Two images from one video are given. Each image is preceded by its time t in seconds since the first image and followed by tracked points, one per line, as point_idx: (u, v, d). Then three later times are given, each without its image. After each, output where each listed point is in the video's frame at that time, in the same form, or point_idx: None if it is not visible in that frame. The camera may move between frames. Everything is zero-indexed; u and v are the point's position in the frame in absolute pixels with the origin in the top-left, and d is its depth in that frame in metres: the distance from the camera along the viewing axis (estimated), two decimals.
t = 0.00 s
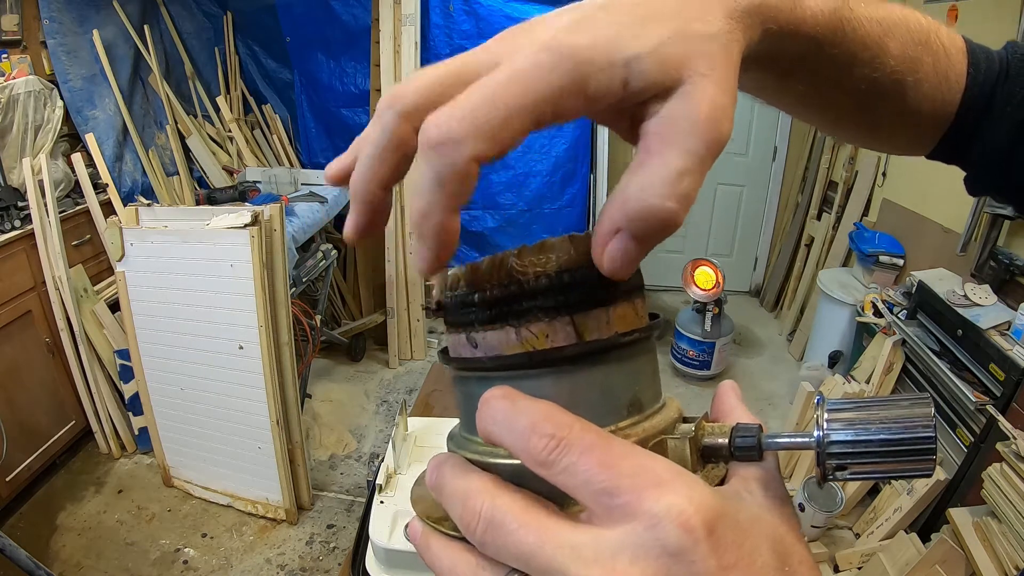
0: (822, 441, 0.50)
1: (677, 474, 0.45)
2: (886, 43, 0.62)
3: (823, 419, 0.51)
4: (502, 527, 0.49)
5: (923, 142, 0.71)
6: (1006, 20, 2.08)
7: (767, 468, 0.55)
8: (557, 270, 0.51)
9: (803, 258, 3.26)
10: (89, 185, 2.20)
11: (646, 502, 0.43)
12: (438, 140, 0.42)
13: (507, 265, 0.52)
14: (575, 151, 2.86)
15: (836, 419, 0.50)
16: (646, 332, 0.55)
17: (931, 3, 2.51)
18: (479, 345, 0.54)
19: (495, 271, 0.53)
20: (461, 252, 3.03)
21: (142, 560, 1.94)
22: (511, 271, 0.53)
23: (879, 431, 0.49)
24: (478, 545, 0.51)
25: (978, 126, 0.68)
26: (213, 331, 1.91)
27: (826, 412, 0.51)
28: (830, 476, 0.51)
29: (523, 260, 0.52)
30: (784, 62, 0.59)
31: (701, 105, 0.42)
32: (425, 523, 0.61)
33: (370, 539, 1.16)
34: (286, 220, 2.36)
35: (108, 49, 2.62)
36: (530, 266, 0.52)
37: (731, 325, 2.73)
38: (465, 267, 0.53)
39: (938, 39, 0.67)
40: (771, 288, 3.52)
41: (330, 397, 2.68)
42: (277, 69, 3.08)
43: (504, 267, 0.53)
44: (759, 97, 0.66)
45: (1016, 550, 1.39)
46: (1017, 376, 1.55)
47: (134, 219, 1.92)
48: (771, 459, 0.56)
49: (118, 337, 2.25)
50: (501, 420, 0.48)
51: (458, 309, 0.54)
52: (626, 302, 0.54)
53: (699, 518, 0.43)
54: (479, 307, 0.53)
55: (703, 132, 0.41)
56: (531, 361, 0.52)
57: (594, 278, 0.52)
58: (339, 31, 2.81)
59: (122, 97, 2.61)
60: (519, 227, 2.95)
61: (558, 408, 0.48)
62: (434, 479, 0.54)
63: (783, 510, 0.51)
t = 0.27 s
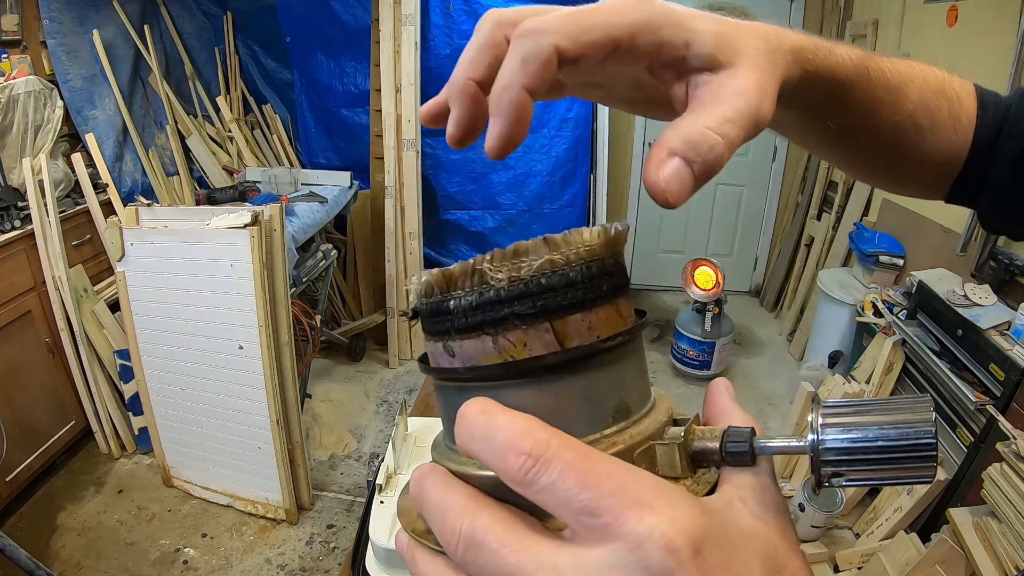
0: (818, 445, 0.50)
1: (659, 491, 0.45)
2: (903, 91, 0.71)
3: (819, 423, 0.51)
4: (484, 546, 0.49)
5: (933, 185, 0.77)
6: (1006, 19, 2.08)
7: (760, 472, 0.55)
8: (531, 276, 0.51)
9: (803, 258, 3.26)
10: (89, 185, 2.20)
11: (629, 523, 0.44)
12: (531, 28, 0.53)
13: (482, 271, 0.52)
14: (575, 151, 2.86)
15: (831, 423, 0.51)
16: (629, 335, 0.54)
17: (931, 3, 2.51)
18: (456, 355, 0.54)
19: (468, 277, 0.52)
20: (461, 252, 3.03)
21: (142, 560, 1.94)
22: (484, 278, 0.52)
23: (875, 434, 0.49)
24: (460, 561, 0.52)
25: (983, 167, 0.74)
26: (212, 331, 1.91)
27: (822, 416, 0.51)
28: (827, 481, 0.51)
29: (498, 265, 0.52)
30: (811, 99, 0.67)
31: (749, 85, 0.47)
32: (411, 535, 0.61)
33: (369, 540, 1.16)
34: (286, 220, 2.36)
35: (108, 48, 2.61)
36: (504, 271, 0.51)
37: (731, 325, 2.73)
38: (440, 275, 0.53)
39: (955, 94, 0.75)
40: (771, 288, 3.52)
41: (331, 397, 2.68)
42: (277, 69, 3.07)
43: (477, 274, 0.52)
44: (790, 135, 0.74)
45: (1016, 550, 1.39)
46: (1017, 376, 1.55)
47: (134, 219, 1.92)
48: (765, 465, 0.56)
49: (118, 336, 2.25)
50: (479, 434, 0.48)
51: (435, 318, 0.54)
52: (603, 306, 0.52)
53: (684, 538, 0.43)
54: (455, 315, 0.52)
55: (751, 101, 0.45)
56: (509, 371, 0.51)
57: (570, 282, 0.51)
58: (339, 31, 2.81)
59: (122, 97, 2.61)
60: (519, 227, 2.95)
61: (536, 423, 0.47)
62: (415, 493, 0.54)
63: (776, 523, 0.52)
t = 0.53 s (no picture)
0: (818, 431, 0.50)
1: (670, 467, 0.45)
2: (914, 127, 0.71)
3: (819, 409, 0.51)
4: (504, 521, 0.49)
5: (939, 210, 0.79)
6: (1005, 19, 2.08)
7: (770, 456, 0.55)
8: (550, 267, 0.51)
9: (803, 258, 3.26)
10: (89, 185, 2.20)
11: (640, 497, 0.44)
12: (544, 114, 0.51)
13: (504, 263, 0.52)
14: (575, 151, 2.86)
15: (832, 408, 0.51)
16: (642, 325, 0.54)
17: (931, 2, 2.51)
18: (478, 342, 0.54)
19: (490, 268, 0.53)
20: (461, 253, 3.04)
21: (142, 560, 1.94)
22: (505, 269, 0.52)
23: (873, 419, 0.49)
24: (480, 538, 0.52)
25: (985, 191, 0.76)
26: (213, 331, 1.91)
27: (822, 402, 0.51)
28: (827, 466, 0.51)
29: (517, 257, 0.52)
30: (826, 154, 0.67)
31: (756, 177, 0.50)
32: (429, 515, 0.61)
33: (370, 539, 1.16)
34: (286, 220, 2.36)
35: (108, 49, 2.61)
36: (524, 263, 0.52)
37: (731, 325, 2.73)
38: (463, 266, 0.53)
39: (962, 119, 0.75)
40: (771, 288, 3.53)
41: (331, 397, 2.68)
42: (277, 69, 3.08)
43: (499, 265, 0.53)
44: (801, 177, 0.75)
45: (1016, 550, 1.39)
46: (1017, 376, 1.55)
47: (134, 219, 1.92)
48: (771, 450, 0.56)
49: (118, 337, 2.25)
50: (497, 415, 0.48)
51: (456, 307, 0.53)
52: (622, 297, 0.52)
53: (693, 511, 0.43)
54: (476, 304, 0.52)
55: (752, 201, 0.49)
56: (528, 357, 0.51)
57: (588, 274, 0.51)
58: (339, 31, 2.81)
59: (122, 97, 2.61)
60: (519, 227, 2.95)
61: (553, 403, 0.48)
62: (433, 474, 0.55)
63: (780, 504, 0.51)
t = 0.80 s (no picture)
0: (793, 430, 0.49)
1: (646, 472, 0.45)
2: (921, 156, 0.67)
3: (793, 408, 0.50)
4: (488, 533, 0.49)
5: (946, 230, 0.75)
6: (1005, 19, 2.08)
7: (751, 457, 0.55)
8: (522, 285, 0.52)
9: (803, 258, 3.26)
10: (89, 185, 2.20)
11: (615, 502, 0.44)
12: (615, 80, 0.42)
13: (478, 285, 0.54)
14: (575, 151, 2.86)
15: (806, 406, 0.50)
16: (619, 336, 0.55)
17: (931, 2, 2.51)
18: (458, 361, 0.55)
19: (465, 290, 0.54)
20: (461, 252, 3.04)
21: (142, 560, 1.94)
22: (480, 290, 0.54)
23: (848, 414, 0.48)
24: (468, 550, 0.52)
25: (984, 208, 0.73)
26: (212, 331, 1.91)
27: (796, 401, 0.50)
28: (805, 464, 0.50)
29: (490, 277, 0.54)
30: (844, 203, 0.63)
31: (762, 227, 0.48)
32: (423, 531, 0.61)
33: (370, 539, 1.16)
34: (286, 220, 2.36)
35: (108, 49, 2.61)
36: (497, 282, 0.53)
37: (731, 325, 2.73)
38: (439, 290, 0.55)
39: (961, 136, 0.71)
40: (771, 288, 3.53)
41: (331, 397, 2.69)
42: (277, 69, 3.08)
43: (474, 285, 0.54)
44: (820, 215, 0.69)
45: (1016, 550, 1.39)
46: (1016, 376, 1.54)
47: (134, 218, 1.92)
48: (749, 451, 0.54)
49: (118, 337, 2.25)
50: (477, 429, 0.48)
51: (437, 329, 0.55)
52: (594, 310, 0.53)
53: (669, 513, 0.43)
54: (454, 325, 0.54)
55: (747, 253, 0.47)
56: (506, 373, 0.52)
57: (559, 289, 0.52)
58: (339, 32, 2.81)
59: (122, 97, 2.61)
60: (519, 227, 2.95)
61: (531, 416, 0.48)
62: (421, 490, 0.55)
63: (760, 505, 0.50)
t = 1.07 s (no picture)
0: (764, 444, 0.48)
1: (618, 488, 0.45)
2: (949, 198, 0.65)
3: (764, 421, 0.49)
4: (469, 552, 0.49)
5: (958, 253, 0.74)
6: (1005, 19, 2.08)
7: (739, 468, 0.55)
8: (496, 311, 0.52)
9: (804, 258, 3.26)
10: (89, 185, 2.20)
11: (587, 521, 0.44)
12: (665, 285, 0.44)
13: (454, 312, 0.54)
14: (575, 150, 2.85)
15: (776, 418, 0.49)
16: (595, 356, 0.55)
17: (931, 3, 2.51)
18: (440, 386, 0.55)
19: (443, 319, 0.55)
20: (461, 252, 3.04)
21: (142, 560, 1.94)
22: (456, 318, 0.54)
23: (819, 426, 0.47)
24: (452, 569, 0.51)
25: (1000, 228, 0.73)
26: (212, 331, 1.91)
27: (768, 414, 0.49)
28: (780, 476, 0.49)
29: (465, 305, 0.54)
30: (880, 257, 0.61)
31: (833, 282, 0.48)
32: (415, 551, 0.61)
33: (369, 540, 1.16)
34: (286, 220, 2.36)
35: (109, 48, 2.61)
36: (472, 310, 0.54)
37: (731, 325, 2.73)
38: (419, 318, 0.55)
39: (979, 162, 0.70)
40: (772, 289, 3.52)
41: (330, 397, 2.69)
42: (277, 70, 3.08)
43: (450, 314, 0.54)
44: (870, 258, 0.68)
45: (1016, 549, 1.40)
46: (1017, 376, 1.54)
47: (134, 218, 1.92)
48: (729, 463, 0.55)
49: (118, 336, 2.25)
50: (457, 452, 0.49)
51: (418, 355, 0.55)
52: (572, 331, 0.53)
53: (639, 530, 0.43)
54: (435, 351, 0.53)
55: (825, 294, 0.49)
56: (483, 398, 0.53)
57: (534, 313, 0.51)
58: (339, 32, 2.81)
59: (122, 96, 2.61)
60: (519, 227, 2.94)
61: (507, 439, 0.48)
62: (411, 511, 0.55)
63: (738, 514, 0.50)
